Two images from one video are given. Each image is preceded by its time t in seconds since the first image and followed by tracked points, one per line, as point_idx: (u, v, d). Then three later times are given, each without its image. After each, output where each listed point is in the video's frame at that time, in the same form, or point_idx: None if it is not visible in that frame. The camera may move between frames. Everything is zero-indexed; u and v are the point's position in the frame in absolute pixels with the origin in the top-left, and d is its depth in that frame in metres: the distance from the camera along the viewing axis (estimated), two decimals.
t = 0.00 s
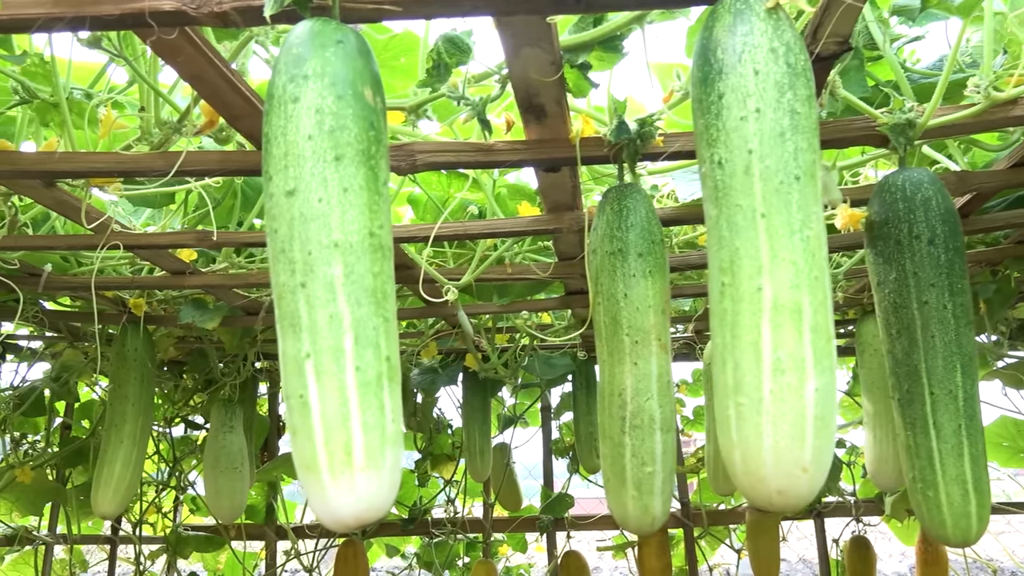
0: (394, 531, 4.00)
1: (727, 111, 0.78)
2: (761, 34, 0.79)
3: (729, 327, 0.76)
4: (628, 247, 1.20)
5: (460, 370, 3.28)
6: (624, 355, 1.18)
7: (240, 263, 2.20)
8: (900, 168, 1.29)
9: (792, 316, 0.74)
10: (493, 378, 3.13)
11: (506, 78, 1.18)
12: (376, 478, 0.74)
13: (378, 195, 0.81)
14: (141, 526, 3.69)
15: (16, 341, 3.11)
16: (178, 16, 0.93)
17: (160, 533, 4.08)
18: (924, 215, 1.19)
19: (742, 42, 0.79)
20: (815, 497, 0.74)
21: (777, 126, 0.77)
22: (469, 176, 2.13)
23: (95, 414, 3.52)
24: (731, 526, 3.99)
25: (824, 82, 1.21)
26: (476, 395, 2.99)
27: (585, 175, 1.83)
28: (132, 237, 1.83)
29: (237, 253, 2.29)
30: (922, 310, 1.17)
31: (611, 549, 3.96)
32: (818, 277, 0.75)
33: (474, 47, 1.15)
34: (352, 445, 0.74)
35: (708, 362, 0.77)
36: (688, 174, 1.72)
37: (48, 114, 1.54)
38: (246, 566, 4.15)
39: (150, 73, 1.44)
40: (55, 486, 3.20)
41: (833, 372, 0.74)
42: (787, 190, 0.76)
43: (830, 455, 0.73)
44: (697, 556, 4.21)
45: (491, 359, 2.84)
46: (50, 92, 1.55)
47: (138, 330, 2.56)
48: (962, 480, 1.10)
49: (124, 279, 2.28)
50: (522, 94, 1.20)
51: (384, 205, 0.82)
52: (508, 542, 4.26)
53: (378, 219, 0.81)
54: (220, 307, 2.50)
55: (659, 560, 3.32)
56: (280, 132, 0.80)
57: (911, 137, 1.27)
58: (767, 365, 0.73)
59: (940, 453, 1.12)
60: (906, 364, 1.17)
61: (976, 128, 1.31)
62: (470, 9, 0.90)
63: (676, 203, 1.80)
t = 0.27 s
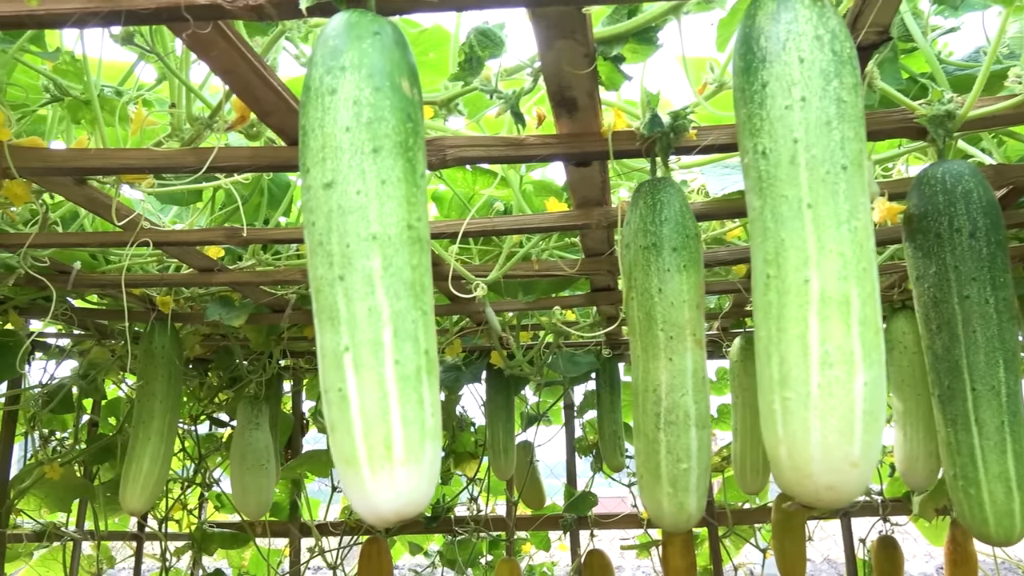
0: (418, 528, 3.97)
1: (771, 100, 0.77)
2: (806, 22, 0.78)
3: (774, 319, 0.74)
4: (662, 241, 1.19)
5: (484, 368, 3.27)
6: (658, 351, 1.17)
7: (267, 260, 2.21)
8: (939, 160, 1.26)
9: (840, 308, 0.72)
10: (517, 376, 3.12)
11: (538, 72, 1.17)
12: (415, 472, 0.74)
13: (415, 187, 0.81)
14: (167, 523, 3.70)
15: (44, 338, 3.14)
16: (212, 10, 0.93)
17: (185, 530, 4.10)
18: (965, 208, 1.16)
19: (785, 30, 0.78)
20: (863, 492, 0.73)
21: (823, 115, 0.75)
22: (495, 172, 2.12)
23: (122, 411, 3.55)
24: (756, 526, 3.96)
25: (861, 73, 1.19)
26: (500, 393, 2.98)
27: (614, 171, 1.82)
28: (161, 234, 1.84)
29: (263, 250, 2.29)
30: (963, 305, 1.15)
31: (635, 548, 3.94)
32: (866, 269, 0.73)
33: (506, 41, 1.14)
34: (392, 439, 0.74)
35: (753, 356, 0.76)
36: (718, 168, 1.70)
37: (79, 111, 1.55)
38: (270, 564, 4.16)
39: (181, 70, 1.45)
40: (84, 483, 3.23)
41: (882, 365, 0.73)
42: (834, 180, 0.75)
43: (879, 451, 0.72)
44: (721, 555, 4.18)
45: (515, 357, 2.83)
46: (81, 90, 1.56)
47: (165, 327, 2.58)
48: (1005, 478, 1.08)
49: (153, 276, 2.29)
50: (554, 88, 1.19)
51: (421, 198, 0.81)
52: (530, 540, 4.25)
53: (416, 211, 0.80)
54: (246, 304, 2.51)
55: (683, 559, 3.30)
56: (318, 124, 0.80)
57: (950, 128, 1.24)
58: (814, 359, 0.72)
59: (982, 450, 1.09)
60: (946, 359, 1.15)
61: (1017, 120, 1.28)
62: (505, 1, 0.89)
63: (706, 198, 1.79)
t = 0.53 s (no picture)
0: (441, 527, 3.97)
1: (814, 92, 0.78)
2: (850, 13, 0.79)
3: (820, 316, 0.76)
4: (695, 238, 1.18)
5: (508, 367, 3.27)
6: (692, 349, 1.15)
7: (293, 259, 2.21)
8: (978, 154, 1.23)
9: (887, 304, 0.73)
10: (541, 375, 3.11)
11: (569, 68, 1.16)
12: (454, 471, 0.73)
13: (452, 183, 0.80)
14: (193, 521, 3.73)
15: (72, 338, 3.17)
16: (246, 7, 0.93)
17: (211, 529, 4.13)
18: (1006, 203, 1.14)
19: (829, 21, 0.79)
20: (911, 490, 0.73)
21: (867, 107, 0.76)
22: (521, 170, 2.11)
23: (148, 410, 3.57)
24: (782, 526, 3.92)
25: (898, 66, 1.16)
26: (524, 392, 2.97)
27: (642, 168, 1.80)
28: (189, 233, 1.84)
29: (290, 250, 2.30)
30: (1004, 302, 1.12)
31: (659, 548, 3.92)
32: (913, 264, 0.74)
33: (537, 36, 1.13)
34: (430, 437, 0.73)
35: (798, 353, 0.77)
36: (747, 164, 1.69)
37: (109, 111, 1.56)
38: (295, 562, 4.18)
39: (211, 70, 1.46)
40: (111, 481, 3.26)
41: (929, 363, 0.73)
42: (880, 174, 0.75)
43: (925, 450, 0.72)
44: (747, 555, 4.15)
45: (540, 356, 2.82)
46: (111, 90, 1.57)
47: (192, 326, 2.59)
48: None
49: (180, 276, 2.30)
50: (585, 84, 1.19)
51: (458, 194, 0.80)
52: (554, 540, 4.24)
53: (452, 208, 0.79)
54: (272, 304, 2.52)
55: (708, 559, 3.27)
56: (354, 121, 0.79)
57: (990, 121, 1.21)
58: (860, 357, 0.73)
59: None
60: (986, 357, 1.13)
61: None
62: None
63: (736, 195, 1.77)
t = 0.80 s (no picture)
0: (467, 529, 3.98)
1: (863, 89, 0.79)
2: (899, 9, 0.81)
3: (870, 315, 0.77)
4: (733, 237, 1.16)
5: (534, 367, 3.26)
6: (730, 348, 1.14)
7: (323, 259, 2.22)
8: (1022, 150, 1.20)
9: (939, 303, 0.74)
10: (568, 375, 3.10)
11: (605, 65, 1.15)
12: (499, 471, 0.73)
13: (494, 182, 0.80)
14: (221, 520, 3.76)
15: (103, 337, 3.20)
16: (286, 7, 0.93)
17: (238, 527, 4.16)
18: None
19: (877, 16, 0.80)
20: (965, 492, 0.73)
21: (918, 103, 0.78)
22: (550, 170, 2.11)
23: (177, 410, 3.61)
24: (810, 528, 3.88)
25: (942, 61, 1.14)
26: (551, 393, 2.96)
27: (674, 167, 1.79)
28: (222, 234, 1.85)
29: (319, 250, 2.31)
30: None
31: (686, 549, 3.89)
32: (965, 262, 0.75)
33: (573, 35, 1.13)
34: (475, 438, 0.73)
35: (848, 353, 0.79)
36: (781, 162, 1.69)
37: (144, 113, 1.57)
38: (321, 561, 4.20)
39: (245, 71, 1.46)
40: (141, 479, 3.29)
41: (983, 363, 0.74)
42: (931, 171, 0.77)
43: (980, 452, 0.73)
44: (774, 557, 4.11)
45: (567, 356, 2.81)
46: (146, 92, 1.58)
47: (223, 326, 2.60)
48: None
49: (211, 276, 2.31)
50: (621, 82, 1.18)
51: (500, 194, 0.80)
52: (580, 540, 4.22)
53: (495, 207, 0.79)
54: (301, 303, 2.54)
55: (736, 561, 3.24)
56: (396, 120, 0.79)
57: None
58: (912, 357, 0.74)
59: None
60: None
61: None
62: None
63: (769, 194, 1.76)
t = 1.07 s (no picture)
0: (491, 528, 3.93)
1: (907, 89, 0.81)
2: (942, 8, 0.82)
3: (915, 317, 0.78)
4: (767, 238, 1.16)
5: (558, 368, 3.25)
6: (765, 350, 1.14)
7: (351, 260, 2.23)
8: None
9: (986, 304, 0.75)
10: (593, 375, 3.09)
11: (637, 66, 1.15)
12: (540, 473, 0.73)
13: (533, 185, 0.80)
14: (247, 519, 3.78)
15: (131, 339, 3.23)
16: (323, 12, 0.93)
17: (264, 527, 4.18)
18: None
19: (920, 15, 0.82)
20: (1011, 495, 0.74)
21: (963, 104, 0.79)
22: (576, 171, 2.10)
23: (204, 410, 3.64)
24: (837, 530, 3.85)
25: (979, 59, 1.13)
26: (575, 393, 2.95)
27: (703, 167, 1.78)
28: (252, 236, 1.87)
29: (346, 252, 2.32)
30: None
31: (711, 550, 3.87)
32: (1012, 263, 0.77)
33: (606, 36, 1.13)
34: (516, 441, 0.73)
35: (892, 355, 0.80)
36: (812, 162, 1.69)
37: (177, 116, 1.58)
38: (346, 561, 4.21)
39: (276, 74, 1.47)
40: (169, 480, 3.32)
41: None
42: (977, 171, 0.78)
43: None
44: (800, 559, 4.08)
45: (592, 357, 2.80)
46: (178, 96, 1.59)
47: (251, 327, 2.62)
48: None
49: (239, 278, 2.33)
50: (653, 82, 1.17)
51: (539, 196, 0.80)
52: (604, 541, 4.21)
53: (534, 210, 0.79)
54: (328, 305, 2.55)
55: (761, 563, 3.21)
56: (435, 124, 0.79)
57: None
58: (959, 359, 0.75)
59: None
60: None
61: None
62: None
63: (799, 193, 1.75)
